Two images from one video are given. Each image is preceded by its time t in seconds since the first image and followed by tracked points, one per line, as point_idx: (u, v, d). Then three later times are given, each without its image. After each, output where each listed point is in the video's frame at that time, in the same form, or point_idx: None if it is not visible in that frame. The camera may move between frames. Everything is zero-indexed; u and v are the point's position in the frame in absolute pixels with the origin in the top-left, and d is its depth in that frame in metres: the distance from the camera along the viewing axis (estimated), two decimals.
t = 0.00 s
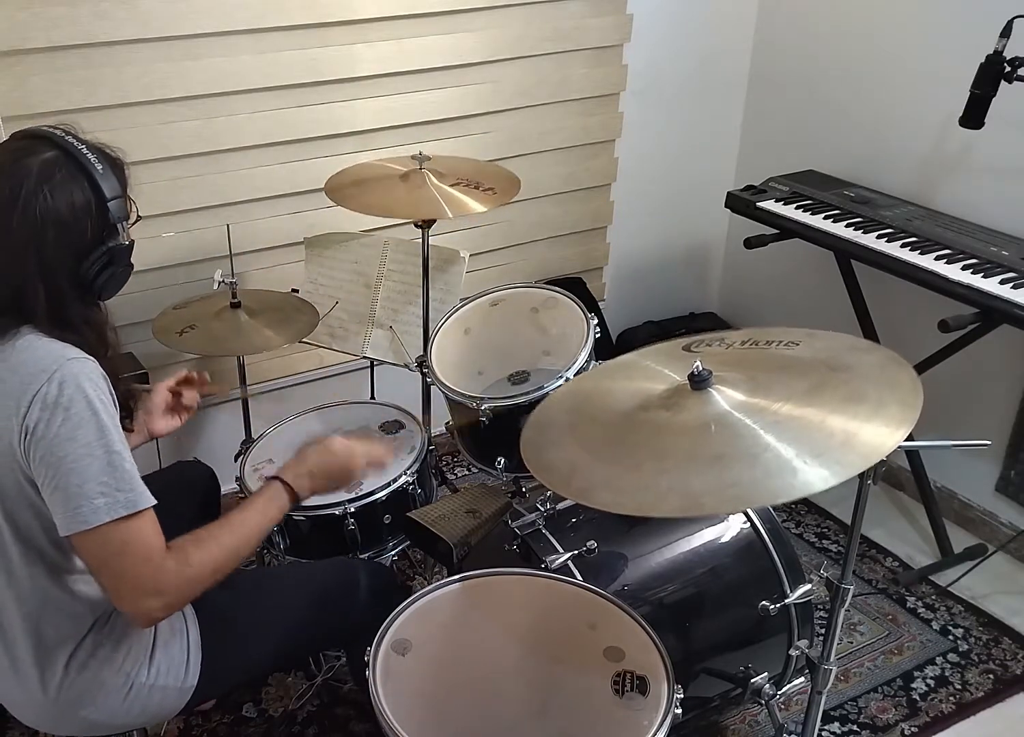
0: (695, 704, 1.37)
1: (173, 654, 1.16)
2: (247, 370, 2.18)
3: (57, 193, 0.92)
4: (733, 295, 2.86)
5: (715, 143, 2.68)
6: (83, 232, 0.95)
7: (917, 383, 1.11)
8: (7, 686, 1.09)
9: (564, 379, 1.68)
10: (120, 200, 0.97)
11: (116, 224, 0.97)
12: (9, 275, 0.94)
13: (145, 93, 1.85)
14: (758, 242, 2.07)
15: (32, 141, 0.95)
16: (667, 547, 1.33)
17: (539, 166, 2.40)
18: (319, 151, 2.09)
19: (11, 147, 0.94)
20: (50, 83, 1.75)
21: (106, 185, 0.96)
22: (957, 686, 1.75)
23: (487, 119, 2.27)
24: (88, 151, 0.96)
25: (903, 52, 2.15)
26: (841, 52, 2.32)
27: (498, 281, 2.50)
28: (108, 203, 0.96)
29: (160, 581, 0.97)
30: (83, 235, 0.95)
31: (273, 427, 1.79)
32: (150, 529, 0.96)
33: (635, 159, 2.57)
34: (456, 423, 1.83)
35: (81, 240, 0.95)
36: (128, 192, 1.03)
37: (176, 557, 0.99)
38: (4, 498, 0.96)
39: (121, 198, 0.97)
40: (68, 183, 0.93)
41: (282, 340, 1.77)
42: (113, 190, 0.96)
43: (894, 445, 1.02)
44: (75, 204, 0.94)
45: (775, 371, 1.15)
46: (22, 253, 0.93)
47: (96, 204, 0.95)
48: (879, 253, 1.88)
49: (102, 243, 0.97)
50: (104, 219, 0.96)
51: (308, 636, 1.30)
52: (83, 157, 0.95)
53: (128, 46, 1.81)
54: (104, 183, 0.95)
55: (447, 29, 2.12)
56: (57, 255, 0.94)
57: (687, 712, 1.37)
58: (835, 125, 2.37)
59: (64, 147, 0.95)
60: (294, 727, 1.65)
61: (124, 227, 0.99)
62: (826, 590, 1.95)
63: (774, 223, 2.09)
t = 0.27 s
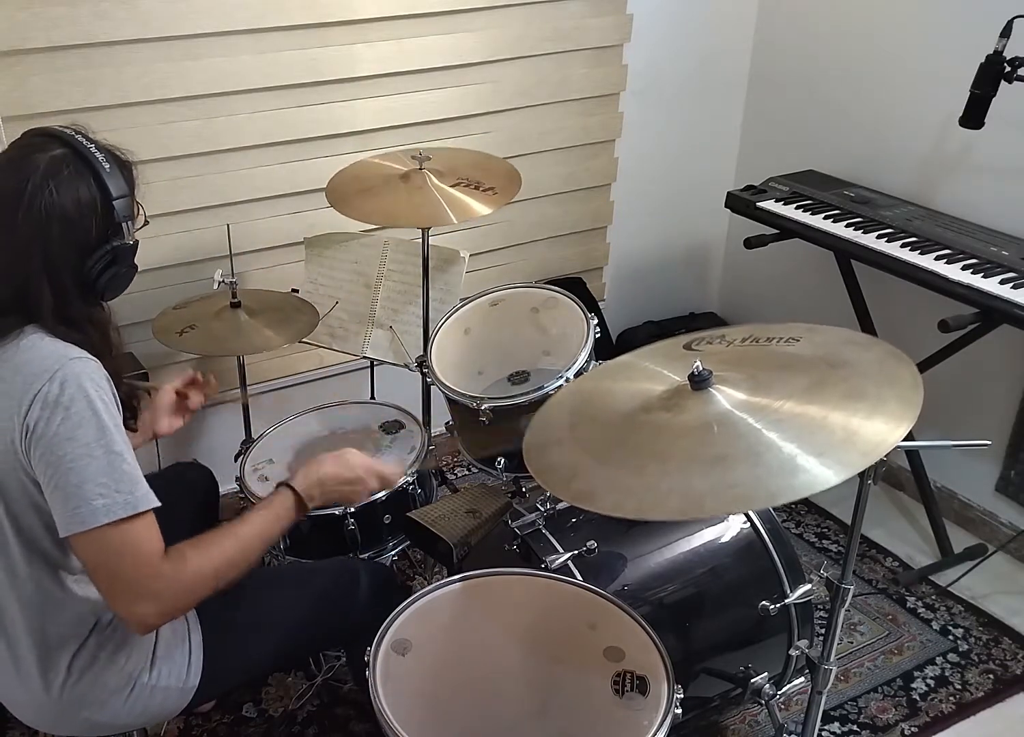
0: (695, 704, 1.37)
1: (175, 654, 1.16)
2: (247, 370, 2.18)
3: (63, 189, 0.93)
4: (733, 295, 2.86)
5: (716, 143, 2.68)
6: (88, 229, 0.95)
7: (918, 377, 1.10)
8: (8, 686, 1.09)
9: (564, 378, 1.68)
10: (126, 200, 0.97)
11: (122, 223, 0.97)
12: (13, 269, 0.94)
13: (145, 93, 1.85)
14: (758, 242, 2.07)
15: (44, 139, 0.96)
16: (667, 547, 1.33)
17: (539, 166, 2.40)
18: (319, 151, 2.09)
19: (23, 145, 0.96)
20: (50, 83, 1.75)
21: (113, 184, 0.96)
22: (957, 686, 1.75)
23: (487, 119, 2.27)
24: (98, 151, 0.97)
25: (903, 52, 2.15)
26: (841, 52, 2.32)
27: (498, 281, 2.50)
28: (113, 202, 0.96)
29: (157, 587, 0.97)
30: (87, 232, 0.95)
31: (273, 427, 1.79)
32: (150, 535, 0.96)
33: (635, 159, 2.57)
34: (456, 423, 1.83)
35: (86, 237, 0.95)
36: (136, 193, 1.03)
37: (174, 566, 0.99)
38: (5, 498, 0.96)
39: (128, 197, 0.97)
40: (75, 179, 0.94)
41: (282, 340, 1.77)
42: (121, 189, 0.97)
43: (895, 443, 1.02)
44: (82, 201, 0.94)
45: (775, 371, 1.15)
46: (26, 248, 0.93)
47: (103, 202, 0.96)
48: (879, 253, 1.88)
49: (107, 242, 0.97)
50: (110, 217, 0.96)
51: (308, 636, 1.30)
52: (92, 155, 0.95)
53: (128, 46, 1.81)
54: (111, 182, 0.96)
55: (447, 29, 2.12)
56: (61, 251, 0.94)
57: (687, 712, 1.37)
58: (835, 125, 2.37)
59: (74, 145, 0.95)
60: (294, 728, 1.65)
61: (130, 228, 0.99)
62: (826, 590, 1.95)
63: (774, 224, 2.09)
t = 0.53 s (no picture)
0: (695, 704, 1.37)
1: (174, 654, 1.16)
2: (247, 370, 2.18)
3: (64, 187, 0.93)
4: (733, 295, 2.86)
5: (715, 143, 2.68)
6: (88, 229, 0.95)
7: (918, 384, 1.11)
8: (7, 685, 1.09)
9: (564, 379, 1.68)
10: (128, 201, 0.98)
11: (122, 225, 0.98)
12: (13, 268, 0.94)
13: (145, 93, 1.85)
14: (758, 242, 2.07)
15: (49, 139, 0.97)
16: (667, 547, 1.33)
17: (539, 166, 2.40)
18: (319, 151, 2.09)
19: (28, 144, 0.96)
20: (50, 83, 1.75)
21: (115, 186, 0.96)
22: (957, 686, 1.75)
23: (487, 119, 2.27)
24: (102, 152, 0.97)
25: (903, 52, 2.15)
26: (841, 52, 2.32)
27: (498, 281, 2.50)
28: (114, 202, 0.96)
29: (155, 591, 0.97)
30: (87, 232, 0.95)
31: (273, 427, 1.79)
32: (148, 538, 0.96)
33: (635, 158, 2.57)
34: (456, 423, 1.83)
35: (86, 237, 0.95)
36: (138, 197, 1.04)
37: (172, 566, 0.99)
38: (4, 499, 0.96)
39: (129, 199, 0.97)
40: (77, 179, 0.94)
41: (282, 340, 1.77)
42: (122, 191, 0.97)
43: (894, 446, 1.02)
44: (83, 201, 0.94)
45: (775, 371, 1.15)
46: (26, 246, 0.93)
47: (103, 203, 0.96)
48: (879, 253, 1.88)
49: (107, 243, 0.98)
50: (110, 219, 0.97)
51: (308, 637, 1.30)
52: (95, 157, 0.96)
53: (128, 46, 1.81)
54: (113, 183, 0.96)
55: (447, 29, 2.12)
56: (61, 250, 0.95)
57: (687, 711, 1.37)
58: (835, 125, 2.37)
59: (78, 146, 0.96)
60: (294, 728, 1.65)
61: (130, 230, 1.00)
62: (826, 590, 1.95)
63: (774, 223, 2.09)
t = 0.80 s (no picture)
0: (695, 704, 1.37)
1: (174, 657, 1.16)
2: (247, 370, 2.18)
3: (62, 183, 0.93)
4: (733, 295, 2.87)
5: (716, 143, 2.68)
6: (87, 223, 0.95)
7: (918, 378, 1.10)
8: (7, 687, 1.09)
9: (564, 378, 1.68)
10: (129, 196, 0.97)
11: (121, 219, 0.97)
12: (15, 263, 0.94)
13: (145, 93, 1.85)
14: (758, 242, 2.07)
15: (52, 134, 0.96)
16: (667, 547, 1.33)
17: (539, 166, 2.40)
18: (319, 151, 2.09)
19: (31, 139, 0.96)
20: (50, 83, 1.75)
21: (115, 181, 0.96)
22: (957, 686, 1.75)
23: (487, 119, 2.27)
24: (102, 147, 0.97)
25: (903, 51, 2.15)
26: (841, 52, 2.32)
27: (498, 281, 2.50)
28: (114, 198, 0.96)
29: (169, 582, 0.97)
30: (86, 227, 0.95)
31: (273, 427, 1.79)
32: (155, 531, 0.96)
33: (635, 158, 2.57)
34: (456, 423, 1.83)
35: (85, 231, 0.95)
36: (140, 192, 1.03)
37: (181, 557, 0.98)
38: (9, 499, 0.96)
39: (128, 193, 0.97)
40: (75, 173, 0.94)
41: (282, 340, 1.77)
42: (122, 185, 0.96)
43: (894, 444, 1.02)
44: (82, 196, 0.94)
45: (775, 371, 1.15)
46: (26, 241, 0.93)
47: (102, 198, 0.95)
48: (879, 254, 1.88)
49: (107, 238, 0.97)
50: (110, 213, 0.96)
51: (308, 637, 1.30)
52: (95, 152, 0.95)
53: (128, 46, 1.81)
54: (112, 178, 0.95)
55: (448, 29, 2.12)
56: (60, 246, 0.94)
57: (687, 711, 1.37)
58: (835, 125, 2.38)
59: (79, 141, 0.96)
60: (294, 727, 1.66)
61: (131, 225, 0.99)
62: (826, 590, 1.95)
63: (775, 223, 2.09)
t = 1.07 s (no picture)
0: (695, 704, 1.37)
1: (173, 655, 1.16)
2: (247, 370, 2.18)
3: (56, 182, 0.93)
4: (733, 295, 2.87)
5: (715, 143, 2.68)
6: (80, 223, 0.94)
7: (918, 379, 1.10)
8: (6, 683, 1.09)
9: (564, 378, 1.68)
10: (124, 198, 0.96)
11: (116, 221, 0.96)
12: (10, 264, 0.94)
13: (145, 93, 1.85)
14: (758, 242, 2.07)
15: (49, 135, 0.97)
16: (667, 547, 1.33)
17: (539, 166, 2.40)
18: (319, 151, 2.09)
19: (29, 140, 0.97)
20: (50, 83, 1.75)
21: (109, 182, 0.95)
22: (957, 686, 1.75)
23: (487, 119, 2.27)
24: (98, 148, 0.97)
25: (903, 52, 2.15)
26: (841, 52, 2.32)
27: (498, 281, 2.50)
28: (109, 199, 0.95)
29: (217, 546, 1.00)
30: (79, 227, 0.94)
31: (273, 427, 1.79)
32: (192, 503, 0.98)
33: (635, 158, 2.57)
34: (456, 423, 1.83)
35: (78, 232, 0.95)
36: (139, 195, 1.02)
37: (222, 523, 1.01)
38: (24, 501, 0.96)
39: (123, 196, 0.96)
40: (69, 173, 0.93)
41: (282, 340, 1.77)
42: (117, 187, 0.96)
43: (894, 444, 1.02)
44: (75, 197, 0.94)
45: (775, 371, 1.15)
46: (20, 242, 0.93)
47: (96, 199, 0.95)
48: (879, 253, 1.88)
49: (101, 239, 0.96)
50: (103, 215, 0.96)
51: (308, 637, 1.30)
52: (91, 153, 0.95)
53: (128, 46, 1.81)
54: (107, 179, 0.95)
55: (447, 29, 2.12)
56: (53, 246, 0.94)
57: (687, 712, 1.37)
58: (835, 125, 2.38)
59: (76, 142, 0.96)
60: (294, 727, 1.66)
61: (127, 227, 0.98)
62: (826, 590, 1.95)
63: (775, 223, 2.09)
